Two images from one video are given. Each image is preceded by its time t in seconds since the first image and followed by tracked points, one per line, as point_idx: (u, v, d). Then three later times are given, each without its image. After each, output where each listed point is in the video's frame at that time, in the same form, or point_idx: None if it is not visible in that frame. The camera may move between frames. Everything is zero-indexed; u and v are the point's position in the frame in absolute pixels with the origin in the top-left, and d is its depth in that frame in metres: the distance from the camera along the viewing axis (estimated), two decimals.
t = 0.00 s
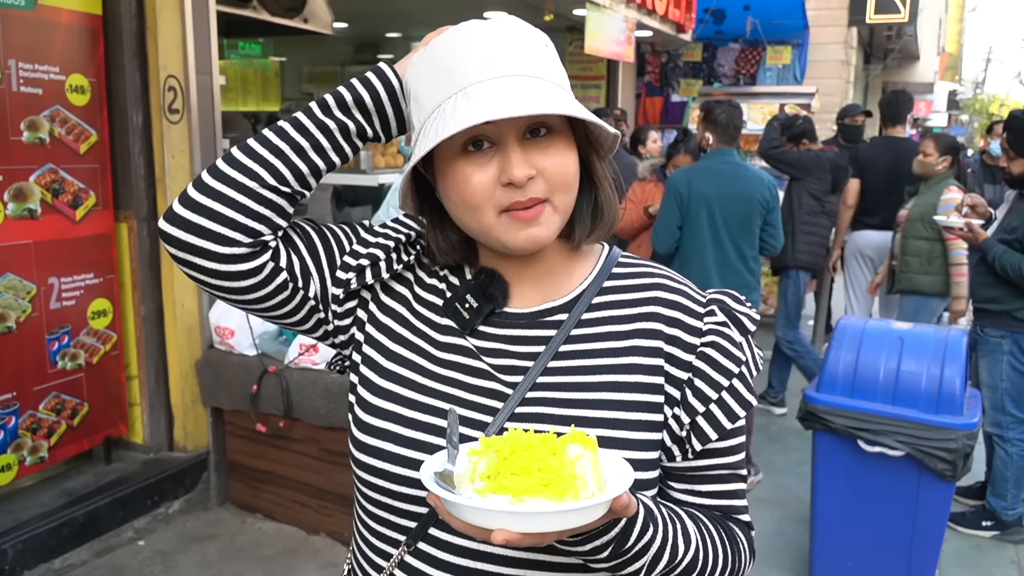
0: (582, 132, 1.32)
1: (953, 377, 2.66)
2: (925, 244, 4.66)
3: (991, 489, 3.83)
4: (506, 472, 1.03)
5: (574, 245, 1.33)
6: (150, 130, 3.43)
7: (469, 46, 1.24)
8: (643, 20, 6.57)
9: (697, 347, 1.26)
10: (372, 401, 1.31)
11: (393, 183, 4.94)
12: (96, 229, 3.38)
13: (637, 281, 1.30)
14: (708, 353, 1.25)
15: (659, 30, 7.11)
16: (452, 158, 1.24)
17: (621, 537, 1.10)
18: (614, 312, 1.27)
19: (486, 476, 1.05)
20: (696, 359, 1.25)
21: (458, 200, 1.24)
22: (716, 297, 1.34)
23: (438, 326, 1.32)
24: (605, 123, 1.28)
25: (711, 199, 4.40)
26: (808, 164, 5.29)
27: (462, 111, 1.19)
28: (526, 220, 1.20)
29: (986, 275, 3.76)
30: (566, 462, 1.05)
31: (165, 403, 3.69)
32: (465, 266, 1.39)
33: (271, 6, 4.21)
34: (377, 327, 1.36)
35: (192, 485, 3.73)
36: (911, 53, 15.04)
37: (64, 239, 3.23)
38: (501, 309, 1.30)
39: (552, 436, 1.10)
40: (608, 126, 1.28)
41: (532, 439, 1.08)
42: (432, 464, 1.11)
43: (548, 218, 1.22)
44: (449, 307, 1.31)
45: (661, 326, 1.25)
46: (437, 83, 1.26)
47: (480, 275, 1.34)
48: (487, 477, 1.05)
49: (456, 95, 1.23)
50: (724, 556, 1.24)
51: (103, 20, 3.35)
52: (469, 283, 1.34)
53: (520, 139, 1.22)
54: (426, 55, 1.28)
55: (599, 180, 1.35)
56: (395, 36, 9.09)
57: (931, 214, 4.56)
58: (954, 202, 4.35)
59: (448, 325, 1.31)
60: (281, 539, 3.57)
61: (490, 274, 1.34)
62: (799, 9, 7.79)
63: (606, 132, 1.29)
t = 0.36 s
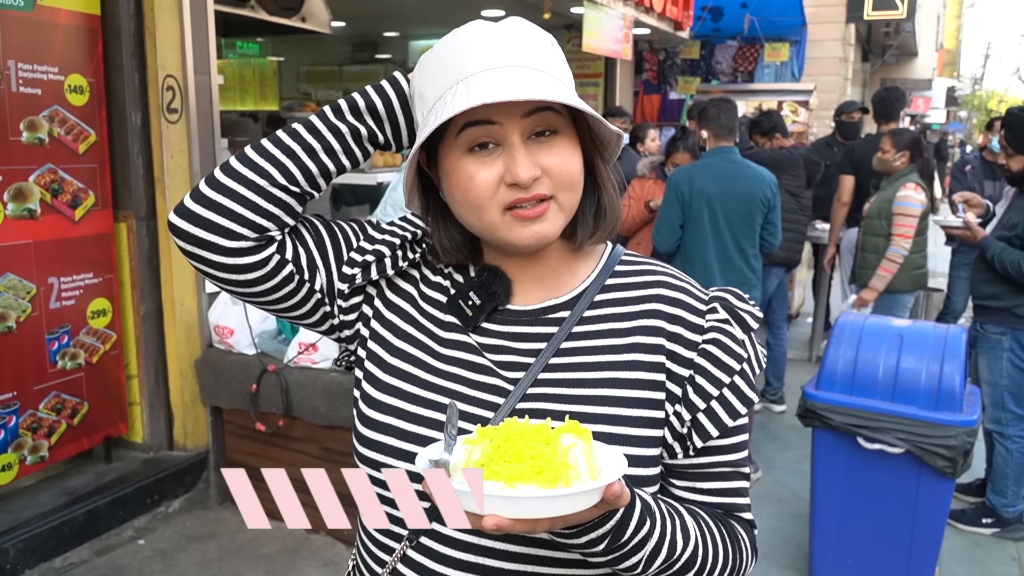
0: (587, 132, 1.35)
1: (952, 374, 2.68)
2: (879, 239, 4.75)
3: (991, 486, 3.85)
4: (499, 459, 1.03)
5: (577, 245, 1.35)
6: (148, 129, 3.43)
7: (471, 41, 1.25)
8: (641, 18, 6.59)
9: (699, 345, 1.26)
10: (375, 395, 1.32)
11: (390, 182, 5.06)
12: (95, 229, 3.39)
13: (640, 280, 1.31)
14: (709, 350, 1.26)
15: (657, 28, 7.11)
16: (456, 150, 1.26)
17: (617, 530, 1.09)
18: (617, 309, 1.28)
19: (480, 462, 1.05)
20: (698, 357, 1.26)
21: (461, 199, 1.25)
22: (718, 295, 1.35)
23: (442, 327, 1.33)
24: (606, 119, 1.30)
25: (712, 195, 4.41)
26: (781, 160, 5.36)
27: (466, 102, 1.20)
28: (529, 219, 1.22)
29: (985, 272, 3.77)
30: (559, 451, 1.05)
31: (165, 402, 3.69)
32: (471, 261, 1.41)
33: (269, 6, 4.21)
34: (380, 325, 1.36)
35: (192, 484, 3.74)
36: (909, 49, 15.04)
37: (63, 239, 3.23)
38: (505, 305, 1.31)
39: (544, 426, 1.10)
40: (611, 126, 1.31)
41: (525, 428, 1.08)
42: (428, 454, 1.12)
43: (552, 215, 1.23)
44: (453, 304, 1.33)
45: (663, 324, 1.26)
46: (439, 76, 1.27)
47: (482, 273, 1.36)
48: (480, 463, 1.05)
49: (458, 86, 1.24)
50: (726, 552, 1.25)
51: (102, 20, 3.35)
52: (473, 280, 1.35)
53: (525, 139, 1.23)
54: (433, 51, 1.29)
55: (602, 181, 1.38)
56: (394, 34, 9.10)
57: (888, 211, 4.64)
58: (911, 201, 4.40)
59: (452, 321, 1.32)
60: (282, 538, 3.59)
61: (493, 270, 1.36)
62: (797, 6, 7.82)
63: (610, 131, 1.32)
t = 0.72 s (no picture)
0: (601, 134, 1.36)
1: (953, 374, 2.67)
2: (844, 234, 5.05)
3: (991, 485, 3.85)
4: (511, 463, 1.08)
5: (581, 246, 1.35)
6: (149, 129, 3.44)
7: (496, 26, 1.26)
8: (642, 17, 6.58)
9: (702, 343, 1.26)
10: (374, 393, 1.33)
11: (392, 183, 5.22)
12: (95, 228, 3.39)
13: (642, 279, 1.31)
14: (713, 349, 1.25)
15: (657, 27, 7.10)
16: (468, 131, 1.26)
17: (626, 531, 1.11)
18: (620, 310, 1.28)
19: (492, 467, 1.10)
20: (701, 356, 1.25)
21: (464, 174, 1.26)
22: (721, 294, 1.35)
23: (439, 328, 1.33)
24: (621, 123, 1.31)
25: (710, 195, 4.42)
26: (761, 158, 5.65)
27: (484, 83, 1.21)
28: (528, 204, 1.22)
29: (985, 271, 3.78)
30: (570, 453, 1.08)
31: (166, 401, 3.70)
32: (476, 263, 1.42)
33: (270, 5, 4.20)
34: (379, 329, 1.36)
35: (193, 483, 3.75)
36: (910, 48, 15.03)
37: (64, 238, 3.24)
38: (504, 307, 1.31)
39: (557, 428, 1.13)
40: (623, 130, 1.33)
41: (536, 431, 1.12)
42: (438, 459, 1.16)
43: (551, 207, 1.23)
44: (454, 309, 1.32)
45: (665, 324, 1.26)
46: (465, 58, 1.27)
47: (480, 275, 1.36)
48: (492, 467, 1.10)
49: (482, 68, 1.24)
50: (732, 551, 1.25)
51: (102, 19, 3.35)
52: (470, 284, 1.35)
53: (537, 127, 1.24)
54: (460, 34, 1.29)
55: (612, 187, 1.39)
56: (395, 34, 9.09)
57: (848, 206, 4.92)
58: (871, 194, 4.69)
59: (451, 325, 1.32)
60: (282, 536, 3.59)
61: (493, 269, 1.37)
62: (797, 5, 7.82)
63: (621, 135, 1.33)
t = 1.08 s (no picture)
0: (629, 134, 1.36)
1: (951, 371, 2.67)
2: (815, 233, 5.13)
3: (991, 482, 3.84)
4: (548, 466, 1.08)
5: (598, 246, 1.35)
6: (148, 130, 3.44)
7: (540, 16, 1.27)
8: (641, 16, 6.56)
9: (723, 340, 1.26)
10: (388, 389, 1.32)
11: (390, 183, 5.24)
12: (95, 229, 3.39)
13: (658, 278, 1.31)
14: (735, 345, 1.25)
15: (657, 26, 7.07)
16: (494, 116, 1.29)
17: (658, 531, 1.11)
18: (635, 308, 1.28)
19: (527, 471, 1.10)
20: (723, 353, 1.25)
21: (485, 154, 1.28)
22: (738, 290, 1.35)
23: (443, 318, 1.34)
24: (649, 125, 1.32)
25: (703, 195, 4.43)
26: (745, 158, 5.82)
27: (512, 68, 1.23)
28: (543, 188, 1.22)
29: (984, 268, 3.77)
30: (605, 454, 1.09)
31: (165, 403, 3.69)
32: (491, 261, 1.42)
33: (268, 5, 4.21)
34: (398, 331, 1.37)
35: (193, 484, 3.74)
36: (909, 46, 15.00)
37: (62, 240, 3.23)
38: (517, 305, 1.32)
39: (588, 430, 1.14)
40: (649, 130, 1.34)
41: (570, 433, 1.13)
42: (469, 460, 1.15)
43: (565, 192, 1.23)
44: (465, 308, 1.32)
45: (683, 322, 1.25)
46: (502, 45, 1.28)
47: (491, 274, 1.35)
48: (528, 472, 1.10)
49: (512, 53, 1.25)
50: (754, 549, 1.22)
51: (99, 20, 3.34)
52: (481, 283, 1.35)
53: (561, 115, 1.26)
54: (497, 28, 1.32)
55: (636, 192, 1.40)
56: (393, 33, 9.06)
57: (819, 206, 5.05)
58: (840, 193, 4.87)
59: (463, 321, 1.32)
60: (283, 537, 3.59)
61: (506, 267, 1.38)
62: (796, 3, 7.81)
63: (648, 136, 1.34)
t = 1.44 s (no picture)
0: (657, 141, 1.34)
1: (949, 369, 2.68)
2: (784, 232, 5.39)
3: (988, 480, 3.86)
4: (572, 485, 1.05)
5: (621, 251, 1.33)
6: (145, 130, 3.44)
7: (577, 18, 1.28)
8: (638, 15, 6.56)
9: (750, 347, 1.26)
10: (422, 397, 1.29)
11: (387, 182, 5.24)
12: (94, 229, 3.38)
13: (685, 282, 1.29)
14: (762, 352, 1.26)
15: (654, 25, 7.09)
16: (522, 114, 1.29)
17: (682, 546, 1.14)
18: (662, 313, 1.26)
19: (552, 490, 1.06)
20: (751, 359, 1.26)
21: (510, 148, 1.28)
22: (763, 295, 1.34)
23: (463, 322, 1.31)
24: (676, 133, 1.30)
25: (695, 194, 4.46)
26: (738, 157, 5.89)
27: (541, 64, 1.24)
28: (564, 184, 1.22)
29: (980, 267, 3.78)
30: (628, 473, 1.06)
31: (163, 402, 3.69)
32: (514, 264, 1.39)
33: (266, 5, 4.21)
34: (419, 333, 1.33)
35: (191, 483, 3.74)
36: (905, 46, 15.00)
37: (61, 240, 3.23)
38: (543, 310, 1.28)
39: (612, 448, 1.11)
40: (676, 137, 1.31)
41: (594, 451, 1.09)
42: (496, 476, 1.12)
43: (585, 188, 1.22)
44: (491, 315, 1.28)
45: (708, 328, 1.24)
46: (536, 44, 1.29)
47: (517, 279, 1.31)
48: (553, 491, 1.06)
49: (544, 51, 1.26)
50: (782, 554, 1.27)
51: (97, 19, 3.34)
52: (507, 289, 1.31)
53: (586, 114, 1.25)
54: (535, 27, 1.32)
55: (662, 199, 1.37)
56: (391, 33, 9.05)
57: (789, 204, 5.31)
58: (808, 193, 5.10)
59: (489, 327, 1.29)
60: (282, 536, 3.59)
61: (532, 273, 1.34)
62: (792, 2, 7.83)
63: (674, 143, 1.32)
